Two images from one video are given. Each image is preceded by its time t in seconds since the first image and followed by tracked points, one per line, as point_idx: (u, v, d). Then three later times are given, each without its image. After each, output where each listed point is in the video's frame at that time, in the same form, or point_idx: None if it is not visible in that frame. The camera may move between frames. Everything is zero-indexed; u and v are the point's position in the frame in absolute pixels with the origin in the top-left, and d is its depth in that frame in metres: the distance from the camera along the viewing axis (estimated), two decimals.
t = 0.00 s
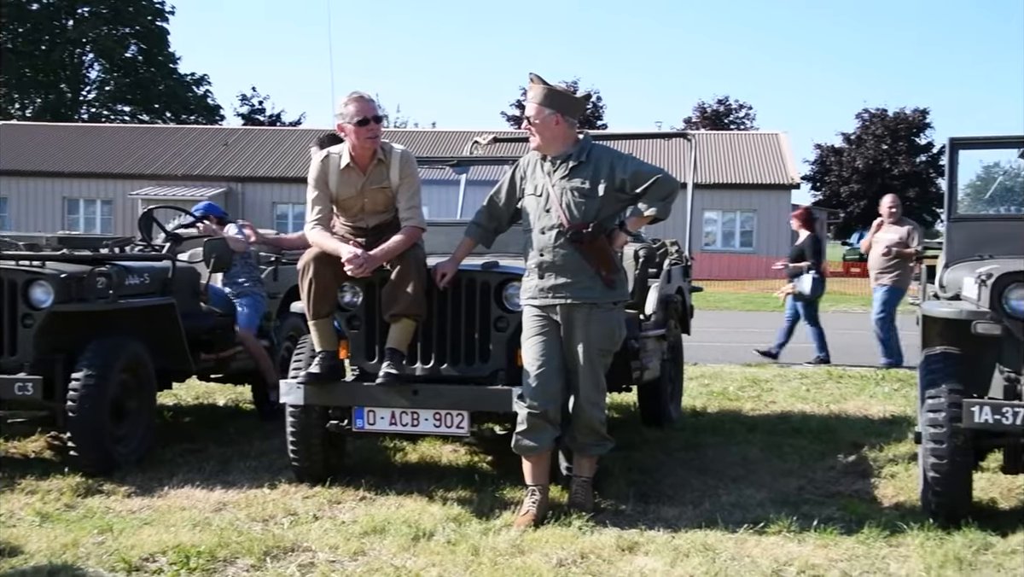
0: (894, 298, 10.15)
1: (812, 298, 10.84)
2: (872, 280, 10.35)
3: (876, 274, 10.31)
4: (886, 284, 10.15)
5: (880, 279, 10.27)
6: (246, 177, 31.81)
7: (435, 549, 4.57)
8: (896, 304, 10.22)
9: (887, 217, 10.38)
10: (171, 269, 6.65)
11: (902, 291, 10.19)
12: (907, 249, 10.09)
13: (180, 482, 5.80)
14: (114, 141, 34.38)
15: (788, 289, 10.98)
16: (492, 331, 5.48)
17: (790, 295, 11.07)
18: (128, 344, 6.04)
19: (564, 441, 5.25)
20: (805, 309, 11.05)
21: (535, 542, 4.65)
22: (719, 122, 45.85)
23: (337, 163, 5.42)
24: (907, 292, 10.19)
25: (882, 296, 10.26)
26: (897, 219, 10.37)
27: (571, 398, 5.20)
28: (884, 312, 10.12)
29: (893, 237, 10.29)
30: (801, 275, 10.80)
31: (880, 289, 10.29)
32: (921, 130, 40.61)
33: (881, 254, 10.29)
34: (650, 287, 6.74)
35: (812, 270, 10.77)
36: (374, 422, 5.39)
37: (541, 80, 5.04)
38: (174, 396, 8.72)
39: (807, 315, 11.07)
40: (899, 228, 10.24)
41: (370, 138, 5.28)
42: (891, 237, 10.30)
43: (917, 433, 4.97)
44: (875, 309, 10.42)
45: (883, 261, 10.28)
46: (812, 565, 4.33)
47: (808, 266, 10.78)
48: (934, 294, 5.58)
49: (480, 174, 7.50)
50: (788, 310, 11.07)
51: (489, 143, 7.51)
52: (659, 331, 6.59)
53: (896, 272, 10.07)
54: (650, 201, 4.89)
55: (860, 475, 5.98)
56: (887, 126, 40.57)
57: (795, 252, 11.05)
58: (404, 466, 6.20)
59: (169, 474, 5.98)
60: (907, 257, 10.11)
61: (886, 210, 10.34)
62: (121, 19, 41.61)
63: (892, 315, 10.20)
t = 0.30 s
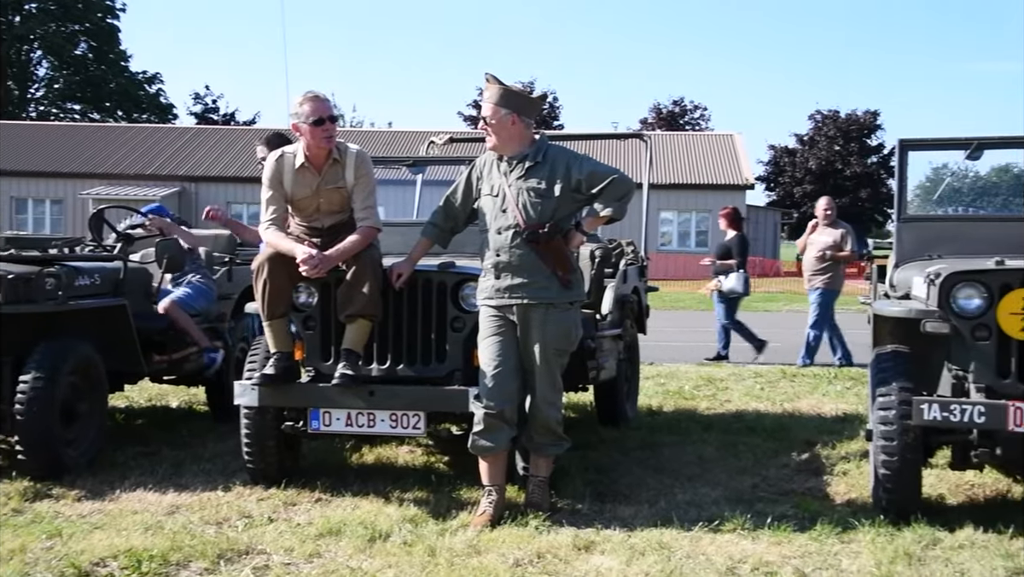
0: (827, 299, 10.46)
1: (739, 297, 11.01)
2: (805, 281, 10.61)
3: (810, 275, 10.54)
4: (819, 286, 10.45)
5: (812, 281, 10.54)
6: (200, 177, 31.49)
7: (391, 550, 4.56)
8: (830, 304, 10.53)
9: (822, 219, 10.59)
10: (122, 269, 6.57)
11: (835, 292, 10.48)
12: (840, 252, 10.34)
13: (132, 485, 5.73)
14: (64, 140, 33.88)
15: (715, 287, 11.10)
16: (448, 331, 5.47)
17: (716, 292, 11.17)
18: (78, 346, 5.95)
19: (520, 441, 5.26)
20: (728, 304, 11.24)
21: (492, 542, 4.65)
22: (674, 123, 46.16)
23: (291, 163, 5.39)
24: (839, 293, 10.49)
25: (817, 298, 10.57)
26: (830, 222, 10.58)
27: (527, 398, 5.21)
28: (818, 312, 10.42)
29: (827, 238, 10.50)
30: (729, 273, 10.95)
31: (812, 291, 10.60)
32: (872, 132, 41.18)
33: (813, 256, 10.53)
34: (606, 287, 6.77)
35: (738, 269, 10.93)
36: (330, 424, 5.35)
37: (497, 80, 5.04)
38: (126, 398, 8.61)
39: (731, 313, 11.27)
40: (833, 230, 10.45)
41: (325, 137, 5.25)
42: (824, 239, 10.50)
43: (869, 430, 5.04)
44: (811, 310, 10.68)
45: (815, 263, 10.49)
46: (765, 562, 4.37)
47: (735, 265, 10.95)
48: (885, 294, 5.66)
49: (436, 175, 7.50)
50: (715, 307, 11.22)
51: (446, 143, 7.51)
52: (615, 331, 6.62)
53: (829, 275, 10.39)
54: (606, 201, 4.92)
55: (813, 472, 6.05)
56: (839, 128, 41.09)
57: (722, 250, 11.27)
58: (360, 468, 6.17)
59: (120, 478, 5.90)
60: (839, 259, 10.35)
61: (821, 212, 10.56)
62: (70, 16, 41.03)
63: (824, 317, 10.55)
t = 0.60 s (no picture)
0: (773, 297, 10.59)
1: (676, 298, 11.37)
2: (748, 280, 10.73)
3: (754, 274, 10.66)
4: (762, 285, 10.58)
5: (756, 280, 10.67)
6: (158, 177, 31.19)
7: (352, 551, 4.54)
8: (776, 302, 10.66)
9: (764, 217, 10.67)
10: (78, 269, 6.46)
11: (779, 290, 10.64)
12: (782, 251, 10.45)
13: (89, 488, 5.66)
14: (19, 139, 33.43)
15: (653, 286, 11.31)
16: (409, 332, 5.46)
17: (651, 290, 11.41)
18: (33, 348, 5.86)
19: (482, 441, 5.26)
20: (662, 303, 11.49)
21: (453, 543, 4.64)
22: (636, 124, 46.36)
23: (251, 162, 5.35)
24: (784, 290, 10.64)
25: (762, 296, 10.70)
26: (772, 220, 10.68)
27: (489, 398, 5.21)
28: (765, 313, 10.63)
29: (769, 237, 10.56)
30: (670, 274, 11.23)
31: (755, 289, 10.72)
32: (830, 134, 41.63)
33: (756, 254, 10.64)
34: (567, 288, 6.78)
35: (678, 271, 11.27)
36: (290, 425, 5.31)
37: (458, 80, 5.03)
38: (83, 399, 8.50)
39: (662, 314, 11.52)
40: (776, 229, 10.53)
41: (285, 137, 5.22)
42: (767, 238, 10.55)
43: (827, 428, 5.09)
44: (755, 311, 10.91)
45: (758, 261, 10.61)
46: (725, 560, 4.41)
47: (675, 266, 11.21)
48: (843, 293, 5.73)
49: (397, 175, 7.49)
50: (649, 304, 11.40)
51: (407, 143, 7.48)
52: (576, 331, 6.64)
53: (771, 274, 10.53)
54: (567, 201, 4.92)
55: (772, 470, 6.11)
56: (797, 129, 41.50)
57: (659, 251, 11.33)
58: (321, 469, 6.13)
59: (77, 481, 5.83)
60: (781, 258, 10.47)
61: (763, 211, 10.63)
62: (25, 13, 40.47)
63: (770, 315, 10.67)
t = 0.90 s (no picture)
0: (722, 298, 10.69)
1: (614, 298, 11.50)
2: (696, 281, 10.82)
3: (701, 275, 10.75)
4: (712, 285, 10.68)
5: (704, 281, 10.75)
6: (120, 176, 30.88)
7: (318, 553, 4.52)
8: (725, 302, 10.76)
9: (709, 217, 10.86)
10: (38, 270, 6.34)
11: (728, 289, 10.74)
12: (728, 250, 10.61)
13: (49, 491, 5.59)
14: None
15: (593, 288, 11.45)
16: (375, 332, 5.44)
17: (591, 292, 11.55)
18: None
19: (448, 442, 5.25)
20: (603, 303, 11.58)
21: (419, 543, 4.63)
22: (601, 123, 46.51)
23: (214, 161, 5.31)
24: (733, 290, 10.76)
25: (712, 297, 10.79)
26: (718, 220, 10.86)
27: (455, 398, 5.20)
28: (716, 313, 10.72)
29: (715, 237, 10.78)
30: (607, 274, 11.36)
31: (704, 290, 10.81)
32: (793, 134, 41.97)
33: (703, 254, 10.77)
34: (533, 288, 6.79)
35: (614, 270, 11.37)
36: (255, 426, 5.27)
37: (423, 80, 5.02)
38: (43, 402, 8.40)
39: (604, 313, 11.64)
40: (720, 229, 10.73)
41: (249, 137, 5.18)
42: (712, 238, 10.77)
43: (791, 427, 5.13)
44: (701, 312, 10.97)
45: (705, 262, 10.71)
46: (690, 558, 4.43)
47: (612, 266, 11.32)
48: (806, 293, 5.78)
49: (363, 174, 7.46)
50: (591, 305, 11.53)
51: (373, 143, 7.46)
52: (542, 331, 6.65)
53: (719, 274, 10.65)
54: (533, 201, 4.93)
55: (737, 469, 6.15)
56: (761, 130, 41.81)
57: (598, 250, 11.46)
58: (286, 470, 6.10)
59: (37, 484, 5.76)
60: (727, 257, 10.62)
61: (708, 211, 10.85)
62: None
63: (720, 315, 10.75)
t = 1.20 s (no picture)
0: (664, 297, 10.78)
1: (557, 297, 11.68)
2: (638, 280, 10.90)
3: (643, 274, 10.82)
4: (655, 285, 10.77)
5: (646, 281, 10.85)
6: (83, 176, 30.55)
7: (284, 554, 4.49)
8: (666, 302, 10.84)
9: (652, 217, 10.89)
10: None
11: (670, 289, 10.83)
12: (670, 250, 10.67)
13: (10, 494, 5.52)
14: None
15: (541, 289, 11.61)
16: (342, 332, 5.42)
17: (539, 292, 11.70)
18: None
19: (415, 442, 5.24)
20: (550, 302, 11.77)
21: (386, 544, 4.62)
22: (568, 123, 46.58)
23: (179, 161, 5.27)
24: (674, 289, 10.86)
25: (653, 296, 10.88)
26: (660, 220, 10.90)
27: (422, 399, 5.19)
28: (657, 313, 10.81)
29: (657, 237, 10.81)
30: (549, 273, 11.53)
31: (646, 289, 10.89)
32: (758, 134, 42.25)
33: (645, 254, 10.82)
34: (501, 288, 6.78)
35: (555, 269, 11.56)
36: (220, 427, 5.23)
37: (389, 80, 5.00)
38: (4, 404, 8.29)
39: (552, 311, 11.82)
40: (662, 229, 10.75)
41: (214, 137, 5.14)
42: (654, 238, 10.81)
43: (756, 425, 5.17)
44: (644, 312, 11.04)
45: (648, 261, 10.78)
46: (657, 557, 4.44)
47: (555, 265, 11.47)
48: (771, 292, 5.82)
49: (329, 174, 7.38)
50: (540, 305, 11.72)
51: (339, 142, 7.42)
52: (509, 331, 6.64)
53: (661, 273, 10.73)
54: (500, 201, 4.93)
55: (703, 468, 6.18)
56: (727, 130, 42.06)
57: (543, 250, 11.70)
58: (251, 472, 6.06)
59: None
60: (669, 257, 10.69)
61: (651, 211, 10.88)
62: None
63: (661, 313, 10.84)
